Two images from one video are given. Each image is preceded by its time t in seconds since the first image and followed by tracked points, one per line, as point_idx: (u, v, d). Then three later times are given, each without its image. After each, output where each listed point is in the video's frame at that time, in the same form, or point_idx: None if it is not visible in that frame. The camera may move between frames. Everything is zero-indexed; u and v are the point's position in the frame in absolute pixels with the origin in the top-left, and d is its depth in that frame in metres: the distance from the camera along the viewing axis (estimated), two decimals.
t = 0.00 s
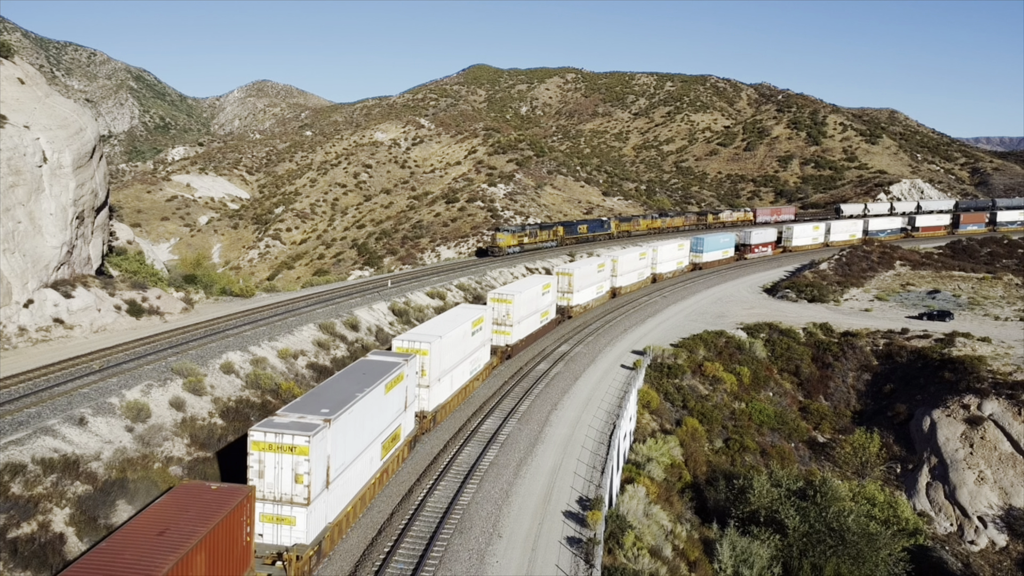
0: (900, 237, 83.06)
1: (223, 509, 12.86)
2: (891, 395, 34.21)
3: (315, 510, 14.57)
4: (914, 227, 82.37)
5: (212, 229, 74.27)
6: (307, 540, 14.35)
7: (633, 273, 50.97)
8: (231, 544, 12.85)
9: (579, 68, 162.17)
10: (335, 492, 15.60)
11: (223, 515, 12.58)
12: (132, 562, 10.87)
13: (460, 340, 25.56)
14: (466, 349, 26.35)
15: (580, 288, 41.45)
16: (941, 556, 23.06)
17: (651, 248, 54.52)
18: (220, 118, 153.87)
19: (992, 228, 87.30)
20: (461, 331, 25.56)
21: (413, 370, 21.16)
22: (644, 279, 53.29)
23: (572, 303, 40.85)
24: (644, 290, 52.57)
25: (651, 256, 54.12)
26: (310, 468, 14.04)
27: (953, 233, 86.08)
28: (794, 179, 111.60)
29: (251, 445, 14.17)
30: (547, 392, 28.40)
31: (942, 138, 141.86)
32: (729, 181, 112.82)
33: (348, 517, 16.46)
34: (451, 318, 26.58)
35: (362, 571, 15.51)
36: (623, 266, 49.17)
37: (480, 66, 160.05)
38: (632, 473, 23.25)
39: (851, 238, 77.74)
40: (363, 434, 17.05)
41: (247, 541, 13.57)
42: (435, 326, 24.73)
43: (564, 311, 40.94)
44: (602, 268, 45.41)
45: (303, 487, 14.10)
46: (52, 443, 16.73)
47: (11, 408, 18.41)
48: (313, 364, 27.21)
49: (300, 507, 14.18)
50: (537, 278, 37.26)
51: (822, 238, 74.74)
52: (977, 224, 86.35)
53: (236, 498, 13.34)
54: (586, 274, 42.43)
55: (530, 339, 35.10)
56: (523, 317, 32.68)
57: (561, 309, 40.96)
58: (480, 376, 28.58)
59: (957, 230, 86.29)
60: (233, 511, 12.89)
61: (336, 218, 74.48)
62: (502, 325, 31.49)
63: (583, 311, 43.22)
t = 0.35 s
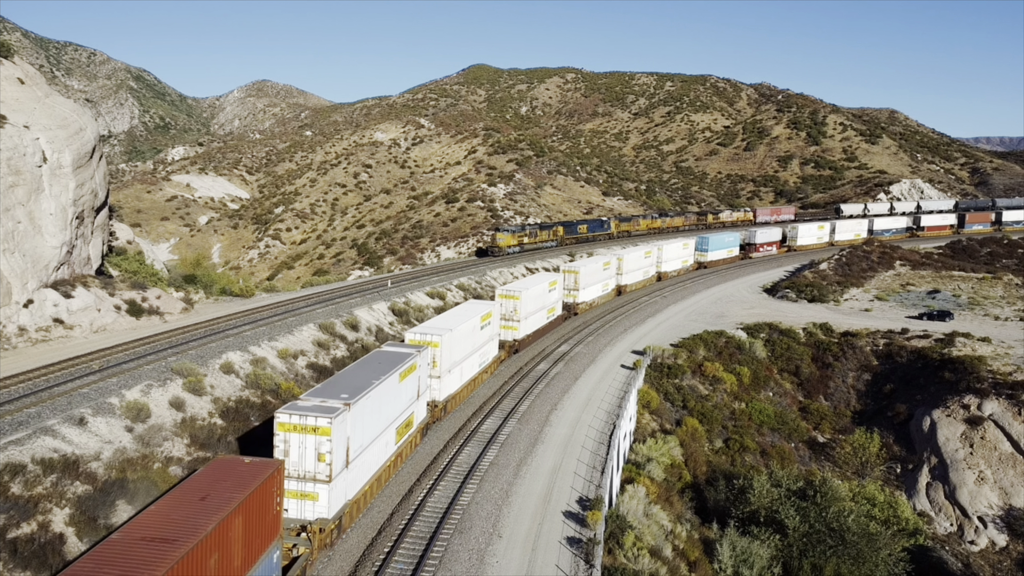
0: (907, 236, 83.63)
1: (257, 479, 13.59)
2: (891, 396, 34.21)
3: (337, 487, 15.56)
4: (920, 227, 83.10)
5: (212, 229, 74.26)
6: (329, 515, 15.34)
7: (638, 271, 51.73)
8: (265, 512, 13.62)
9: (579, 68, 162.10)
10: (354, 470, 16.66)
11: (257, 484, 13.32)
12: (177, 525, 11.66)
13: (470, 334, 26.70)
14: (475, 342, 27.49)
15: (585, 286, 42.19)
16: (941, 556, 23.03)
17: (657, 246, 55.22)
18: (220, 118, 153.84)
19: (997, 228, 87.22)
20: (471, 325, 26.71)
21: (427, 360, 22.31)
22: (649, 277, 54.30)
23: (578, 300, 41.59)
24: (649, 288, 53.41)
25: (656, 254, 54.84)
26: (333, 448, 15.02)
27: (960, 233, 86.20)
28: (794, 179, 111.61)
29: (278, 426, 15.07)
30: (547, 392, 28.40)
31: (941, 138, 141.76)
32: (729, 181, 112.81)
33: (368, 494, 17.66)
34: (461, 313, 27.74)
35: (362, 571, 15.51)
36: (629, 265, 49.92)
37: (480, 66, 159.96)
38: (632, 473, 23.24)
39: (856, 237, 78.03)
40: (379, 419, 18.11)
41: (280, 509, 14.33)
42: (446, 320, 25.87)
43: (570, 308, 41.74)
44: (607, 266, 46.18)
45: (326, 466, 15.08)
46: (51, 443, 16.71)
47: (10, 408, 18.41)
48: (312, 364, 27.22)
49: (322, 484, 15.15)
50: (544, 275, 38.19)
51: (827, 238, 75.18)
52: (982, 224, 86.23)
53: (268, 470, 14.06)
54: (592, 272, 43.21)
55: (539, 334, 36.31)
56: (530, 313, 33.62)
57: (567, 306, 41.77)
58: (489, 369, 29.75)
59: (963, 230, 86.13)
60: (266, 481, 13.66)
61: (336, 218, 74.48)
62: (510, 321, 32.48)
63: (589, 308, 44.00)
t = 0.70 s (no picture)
0: (912, 236, 83.83)
1: (288, 452, 14.43)
2: (891, 395, 34.22)
3: (358, 465, 16.58)
4: (926, 225, 83.30)
5: (212, 229, 74.26)
6: (350, 491, 16.37)
7: (643, 270, 52.66)
8: (297, 482, 14.47)
9: (579, 68, 162.09)
10: (374, 450, 17.72)
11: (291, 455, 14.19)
12: (219, 488, 12.54)
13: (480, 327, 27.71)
14: (484, 336, 28.50)
15: (592, 283, 43.13)
16: (941, 556, 23.02)
17: (662, 246, 55.95)
18: (220, 118, 153.83)
19: (1002, 228, 87.13)
20: (481, 319, 27.72)
21: (439, 352, 23.34)
22: (654, 276, 55.16)
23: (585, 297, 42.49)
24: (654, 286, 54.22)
25: (661, 253, 55.62)
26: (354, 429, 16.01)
27: (965, 233, 86.15)
28: (794, 179, 111.61)
29: (303, 409, 15.95)
30: (547, 392, 28.41)
31: (941, 138, 141.82)
32: (729, 181, 112.84)
33: (386, 474, 18.69)
34: (472, 307, 28.77)
35: (362, 571, 15.51)
36: (634, 263, 50.78)
37: (480, 66, 159.94)
38: (633, 473, 23.24)
39: (861, 237, 78.42)
40: (396, 405, 19.08)
41: (307, 481, 15.07)
42: (457, 314, 26.90)
43: (577, 305, 42.74)
44: (613, 264, 47.12)
45: (348, 445, 16.08)
46: (51, 444, 16.70)
47: (10, 408, 18.43)
48: (312, 364, 27.22)
49: (344, 462, 16.15)
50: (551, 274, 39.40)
51: (833, 238, 75.57)
52: (987, 224, 86.15)
53: (299, 444, 14.92)
54: (598, 270, 44.12)
55: (546, 329, 37.40)
56: (537, 310, 34.94)
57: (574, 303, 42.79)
58: (498, 362, 30.78)
59: (968, 229, 85.97)
60: (298, 454, 14.49)
61: (336, 218, 74.50)
62: (518, 316, 33.78)
63: (596, 305, 44.94)
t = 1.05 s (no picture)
0: (918, 236, 83.76)
1: (312, 432, 15.67)
2: (891, 396, 34.22)
3: (375, 448, 17.60)
4: (932, 225, 83.40)
5: (212, 229, 74.25)
6: (367, 472, 17.41)
7: (649, 268, 53.67)
8: (320, 460, 15.68)
9: (579, 68, 162.08)
10: (389, 434, 18.78)
11: (314, 435, 15.41)
12: (252, 462, 13.72)
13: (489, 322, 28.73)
14: (493, 331, 29.54)
15: (597, 281, 44.42)
16: (941, 556, 23.01)
17: (668, 244, 56.82)
18: (220, 118, 153.80)
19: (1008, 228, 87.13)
20: (490, 314, 28.74)
21: (450, 344, 24.30)
22: (660, 274, 56.03)
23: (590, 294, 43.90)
24: (658, 284, 55.25)
25: (667, 252, 56.50)
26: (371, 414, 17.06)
27: (970, 233, 86.04)
28: (794, 179, 111.62)
29: (324, 395, 17.11)
30: (547, 392, 28.42)
31: (941, 138, 141.85)
32: (729, 181, 112.82)
33: (399, 458, 19.71)
34: (481, 302, 29.81)
35: (362, 571, 15.50)
36: (639, 262, 51.79)
37: (480, 66, 159.92)
38: (633, 473, 23.25)
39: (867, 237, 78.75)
40: (409, 393, 20.16)
41: (328, 460, 16.20)
42: (467, 309, 27.94)
43: (583, 302, 44.10)
44: (618, 263, 48.34)
45: (365, 429, 17.13)
46: (51, 444, 16.69)
47: (11, 408, 18.43)
48: (312, 364, 27.21)
49: (361, 445, 17.21)
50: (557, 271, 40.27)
51: (837, 238, 75.92)
52: (993, 223, 86.19)
53: (322, 425, 16.13)
54: (604, 269, 45.39)
55: (553, 325, 38.43)
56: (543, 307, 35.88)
57: (580, 300, 44.14)
58: (506, 356, 31.84)
59: (974, 229, 85.92)
60: (321, 434, 15.73)
61: (336, 218, 74.50)
62: (525, 312, 34.75)
63: (601, 302, 46.15)
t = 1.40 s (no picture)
0: (922, 236, 83.69)
1: (336, 413, 17.03)
2: (891, 395, 34.23)
3: (391, 432, 18.88)
4: (937, 225, 83.46)
5: (211, 229, 74.23)
6: (385, 453, 18.68)
7: (654, 266, 54.55)
8: (343, 439, 17.04)
9: (579, 68, 162.07)
10: (405, 420, 20.08)
11: (338, 416, 16.75)
12: (283, 439, 15.08)
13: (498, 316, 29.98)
14: (502, 325, 30.81)
15: (603, 279, 45.33)
16: (941, 556, 23.01)
17: (673, 244, 57.68)
18: (219, 118, 153.76)
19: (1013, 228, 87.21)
20: (499, 309, 29.98)
21: (461, 337, 25.49)
22: (665, 272, 56.92)
23: (596, 292, 44.67)
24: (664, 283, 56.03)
25: (672, 251, 57.33)
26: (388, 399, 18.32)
27: (976, 232, 85.96)
28: (794, 179, 111.64)
29: (343, 381, 18.31)
30: (547, 392, 28.44)
31: (941, 138, 141.82)
32: (729, 181, 112.82)
33: (415, 442, 21.02)
34: (490, 298, 31.05)
35: (362, 572, 15.49)
36: (645, 260, 52.62)
37: (480, 66, 159.89)
38: (633, 473, 23.25)
39: (872, 236, 79.06)
40: (423, 381, 21.44)
41: (349, 439, 17.57)
42: (477, 304, 29.22)
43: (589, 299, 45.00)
44: (624, 261, 49.20)
45: (382, 414, 18.40)
46: (50, 444, 16.68)
47: (11, 408, 18.44)
48: (312, 365, 27.20)
49: (379, 428, 18.50)
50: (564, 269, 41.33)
51: (843, 236, 76.36)
52: (998, 223, 86.18)
53: (344, 407, 17.50)
54: (609, 267, 46.36)
55: (560, 321, 39.59)
56: (550, 303, 36.81)
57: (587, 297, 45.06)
58: (514, 350, 33.10)
59: (980, 229, 85.85)
60: (343, 416, 17.10)
61: (336, 218, 74.50)
62: (532, 308, 35.71)
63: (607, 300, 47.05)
